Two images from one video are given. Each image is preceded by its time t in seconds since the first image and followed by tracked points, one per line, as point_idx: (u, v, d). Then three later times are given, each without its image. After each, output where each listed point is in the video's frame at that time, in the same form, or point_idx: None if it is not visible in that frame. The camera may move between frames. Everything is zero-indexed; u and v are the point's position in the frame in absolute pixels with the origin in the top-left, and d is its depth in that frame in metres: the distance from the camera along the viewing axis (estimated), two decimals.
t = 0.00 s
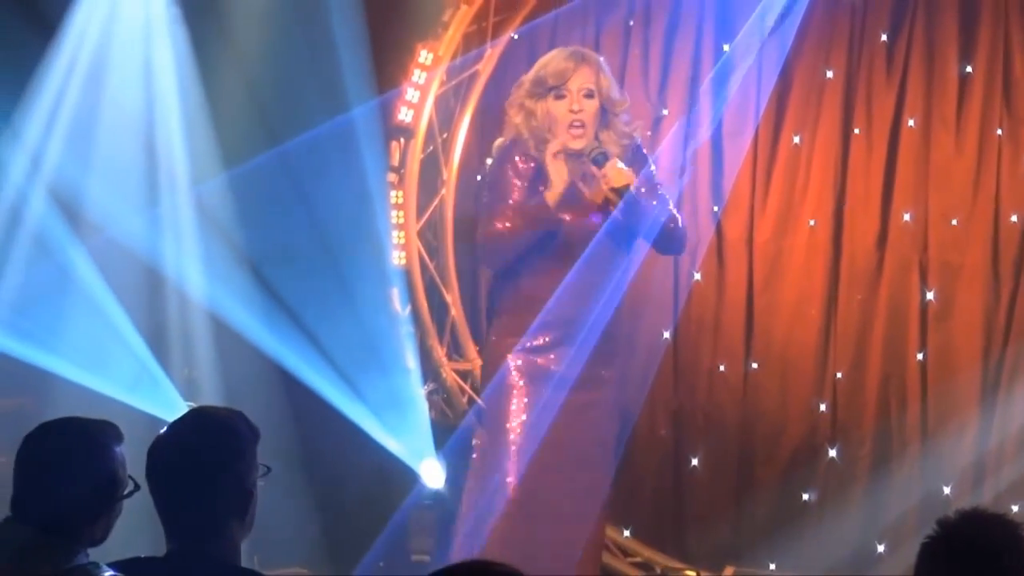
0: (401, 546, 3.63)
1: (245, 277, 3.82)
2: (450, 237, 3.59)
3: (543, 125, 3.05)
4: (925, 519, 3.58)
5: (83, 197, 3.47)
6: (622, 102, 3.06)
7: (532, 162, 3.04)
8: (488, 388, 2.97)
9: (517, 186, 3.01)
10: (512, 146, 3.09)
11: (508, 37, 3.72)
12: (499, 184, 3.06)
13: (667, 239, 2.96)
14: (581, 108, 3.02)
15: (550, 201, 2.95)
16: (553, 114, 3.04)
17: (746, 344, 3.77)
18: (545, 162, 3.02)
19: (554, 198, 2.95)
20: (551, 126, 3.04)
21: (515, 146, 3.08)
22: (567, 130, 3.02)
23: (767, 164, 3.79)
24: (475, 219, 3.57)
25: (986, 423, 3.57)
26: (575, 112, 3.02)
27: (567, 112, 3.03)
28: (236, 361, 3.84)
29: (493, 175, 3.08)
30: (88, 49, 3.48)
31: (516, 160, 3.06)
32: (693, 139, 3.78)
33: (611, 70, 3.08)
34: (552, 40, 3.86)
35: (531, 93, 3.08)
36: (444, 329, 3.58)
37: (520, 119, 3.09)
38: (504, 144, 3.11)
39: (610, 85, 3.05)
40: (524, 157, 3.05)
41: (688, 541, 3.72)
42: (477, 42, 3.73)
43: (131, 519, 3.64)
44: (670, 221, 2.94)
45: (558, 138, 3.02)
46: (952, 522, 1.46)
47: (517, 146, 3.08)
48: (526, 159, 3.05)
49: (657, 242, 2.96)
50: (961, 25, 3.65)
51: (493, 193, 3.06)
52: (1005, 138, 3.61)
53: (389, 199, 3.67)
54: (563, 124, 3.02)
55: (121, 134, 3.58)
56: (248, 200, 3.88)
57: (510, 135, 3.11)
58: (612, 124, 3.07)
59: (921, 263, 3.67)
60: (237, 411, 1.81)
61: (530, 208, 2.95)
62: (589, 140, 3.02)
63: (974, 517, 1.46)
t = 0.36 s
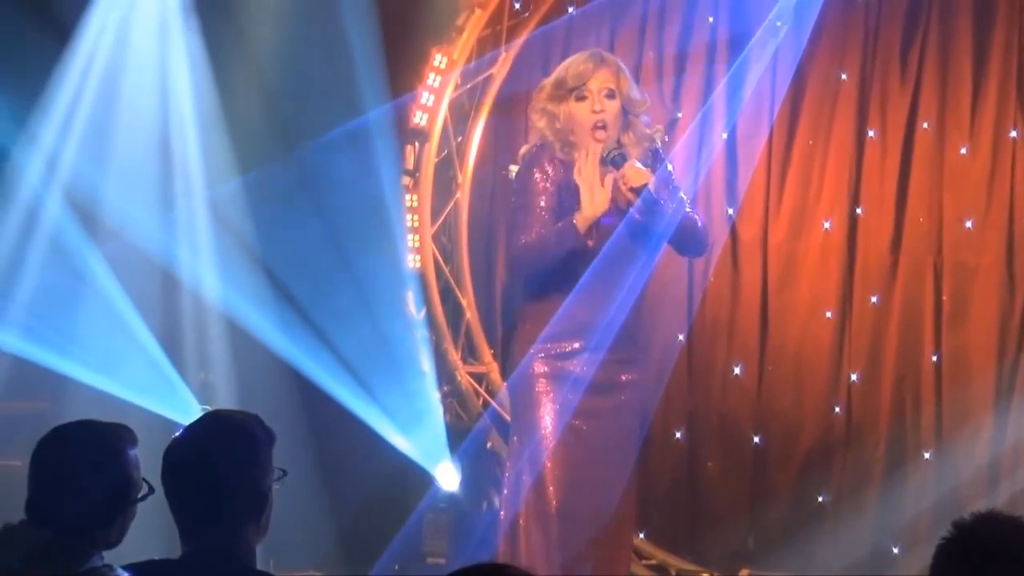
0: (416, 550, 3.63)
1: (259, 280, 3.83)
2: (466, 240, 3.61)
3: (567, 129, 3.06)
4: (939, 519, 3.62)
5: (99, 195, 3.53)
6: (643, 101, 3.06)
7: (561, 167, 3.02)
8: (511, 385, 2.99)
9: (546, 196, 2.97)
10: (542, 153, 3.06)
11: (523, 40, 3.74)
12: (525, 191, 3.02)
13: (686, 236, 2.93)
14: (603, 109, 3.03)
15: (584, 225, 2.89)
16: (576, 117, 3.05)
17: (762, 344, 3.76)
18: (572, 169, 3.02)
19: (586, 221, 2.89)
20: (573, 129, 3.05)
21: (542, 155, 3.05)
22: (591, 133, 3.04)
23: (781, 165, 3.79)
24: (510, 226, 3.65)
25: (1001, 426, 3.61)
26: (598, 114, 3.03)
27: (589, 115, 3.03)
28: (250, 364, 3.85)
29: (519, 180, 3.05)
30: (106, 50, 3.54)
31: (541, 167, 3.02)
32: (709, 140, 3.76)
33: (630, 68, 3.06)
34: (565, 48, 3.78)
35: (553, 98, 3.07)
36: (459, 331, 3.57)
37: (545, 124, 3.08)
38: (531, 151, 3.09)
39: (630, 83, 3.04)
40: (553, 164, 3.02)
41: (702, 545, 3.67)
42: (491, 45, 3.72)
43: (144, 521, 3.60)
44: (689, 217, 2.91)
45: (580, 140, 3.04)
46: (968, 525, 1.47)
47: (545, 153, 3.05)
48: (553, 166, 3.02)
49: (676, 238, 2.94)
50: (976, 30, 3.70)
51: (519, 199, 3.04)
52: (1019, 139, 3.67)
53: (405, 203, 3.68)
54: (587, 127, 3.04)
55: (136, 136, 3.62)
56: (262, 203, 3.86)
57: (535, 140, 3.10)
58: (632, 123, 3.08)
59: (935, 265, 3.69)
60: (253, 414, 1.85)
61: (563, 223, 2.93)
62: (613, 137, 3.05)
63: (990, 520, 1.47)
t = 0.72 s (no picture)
0: (427, 557, 3.61)
1: (269, 286, 3.84)
2: (475, 244, 3.62)
3: (580, 131, 3.06)
4: (950, 526, 3.56)
5: (111, 204, 3.51)
6: (654, 107, 3.12)
7: (576, 170, 2.98)
8: (517, 391, 2.99)
9: (563, 200, 2.91)
10: (553, 158, 2.99)
11: (533, 45, 3.75)
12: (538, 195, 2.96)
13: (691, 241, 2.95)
14: (619, 113, 3.04)
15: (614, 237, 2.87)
16: (590, 119, 3.05)
17: (772, 349, 3.77)
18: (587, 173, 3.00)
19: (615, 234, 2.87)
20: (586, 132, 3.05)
21: (555, 157, 2.99)
22: (604, 135, 3.04)
23: (791, 168, 3.80)
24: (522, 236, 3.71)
25: (1012, 430, 3.52)
26: (614, 117, 3.04)
27: (604, 118, 3.03)
28: (258, 369, 3.84)
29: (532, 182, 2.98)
30: (116, 54, 3.50)
31: (555, 169, 2.96)
32: (719, 143, 3.79)
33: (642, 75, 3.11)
34: (576, 49, 3.84)
35: (568, 101, 3.07)
36: (469, 337, 3.57)
37: (559, 126, 3.08)
38: (542, 154, 3.04)
39: (642, 89, 3.09)
40: (567, 165, 2.96)
41: (712, 548, 3.70)
42: (501, 51, 3.72)
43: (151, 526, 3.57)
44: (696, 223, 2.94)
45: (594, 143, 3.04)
46: (980, 528, 1.46)
47: (558, 155, 3.00)
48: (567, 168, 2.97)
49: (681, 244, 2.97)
50: (986, 31, 3.65)
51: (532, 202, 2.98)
52: None
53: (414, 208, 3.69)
54: (600, 129, 3.03)
55: (146, 142, 3.61)
56: (272, 209, 3.90)
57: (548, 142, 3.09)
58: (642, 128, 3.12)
59: (946, 269, 3.66)
60: (263, 419, 1.80)
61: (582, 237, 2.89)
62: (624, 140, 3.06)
63: (1003, 523, 1.46)
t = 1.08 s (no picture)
0: (431, 561, 3.60)
1: (273, 288, 3.83)
2: (479, 246, 3.66)
3: (594, 134, 3.02)
4: (954, 526, 3.58)
5: (115, 208, 3.51)
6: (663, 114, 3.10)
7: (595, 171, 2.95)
8: (525, 386, 2.96)
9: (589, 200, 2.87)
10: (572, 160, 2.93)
11: (536, 48, 3.79)
12: (551, 198, 2.93)
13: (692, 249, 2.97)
14: (633, 118, 3.01)
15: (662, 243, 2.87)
16: (602, 123, 3.02)
17: (776, 352, 3.77)
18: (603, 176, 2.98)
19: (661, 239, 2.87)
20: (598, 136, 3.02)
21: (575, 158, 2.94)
22: (616, 139, 3.01)
23: (795, 170, 3.79)
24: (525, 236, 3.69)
25: (1015, 433, 3.55)
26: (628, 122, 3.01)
27: (618, 123, 3.00)
28: (263, 373, 3.84)
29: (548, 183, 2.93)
30: (120, 57, 3.51)
31: (574, 172, 2.90)
32: (723, 145, 3.77)
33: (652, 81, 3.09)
34: (578, 54, 3.81)
35: (583, 104, 3.03)
36: (473, 339, 3.64)
37: (574, 130, 3.04)
38: (558, 156, 2.99)
39: (653, 95, 3.08)
40: (586, 168, 2.92)
41: (717, 550, 3.72)
42: (505, 53, 3.78)
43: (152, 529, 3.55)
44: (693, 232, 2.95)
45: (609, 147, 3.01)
46: (986, 531, 1.43)
47: (576, 156, 2.95)
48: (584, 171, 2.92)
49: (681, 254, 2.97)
50: (989, 33, 3.66)
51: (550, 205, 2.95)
52: None
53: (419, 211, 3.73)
54: (614, 133, 3.00)
55: (151, 145, 3.60)
56: (275, 211, 3.89)
57: (562, 144, 3.04)
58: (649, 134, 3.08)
59: (950, 271, 3.66)
60: (264, 422, 1.74)
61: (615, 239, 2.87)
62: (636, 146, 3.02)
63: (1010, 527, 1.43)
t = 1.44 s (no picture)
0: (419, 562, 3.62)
1: (262, 288, 3.82)
2: (469, 248, 3.65)
3: (601, 140, 2.94)
4: (943, 530, 3.55)
5: (105, 206, 3.51)
6: (661, 118, 3.05)
7: (607, 175, 2.86)
8: (511, 389, 2.87)
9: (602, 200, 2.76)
10: (587, 162, 2.84)
11: (527, 49, 3.72)
12: (540, 201, 2.91)
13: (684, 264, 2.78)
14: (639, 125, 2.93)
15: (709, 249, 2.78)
16: (607, 128, 2.93)
17: (766, 354, 3.79)
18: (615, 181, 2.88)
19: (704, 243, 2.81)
20: (603, 141, 2.94)
21: (590, 161, 2.85)
22: (622, 143, 2.94)
23: (786, 171, 3.80)
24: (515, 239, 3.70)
25: (1006, 434, 3.51)
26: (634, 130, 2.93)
27: (624, 129, 2.92)
28: (253, 374, 3.84)
29: (561, 185, 2.83)
30: (111, 53, 3.50)
31: (587, 176, 2.80)
32: (712, 149, 3.76)
33: (653, 86, 3.02)
34: (570, 54, 3.85)
35: (590, 109, 2.93)
36: (463, 341, 3.63)
37: (583, 135, 2.94)
38: (566, 160, 2.88)
39: (656, 101, 3.02)
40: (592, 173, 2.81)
41: (705, 550, 3.75)
42: (495, 55, 3.73)
43: (140, 532, 3.55)
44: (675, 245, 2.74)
45: (616, 153, 2.93)
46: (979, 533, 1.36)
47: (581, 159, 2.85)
48: (596, 174, 2.82)
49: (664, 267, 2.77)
50: (981, 33, 3.62)
51: (559, 212, 2.85)
52: None
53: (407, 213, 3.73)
54: (621, 139, 2.92)
55: (139, 146, 3.61)
56: (265, 211, 3.87)
57: (569, 148, 2.94)
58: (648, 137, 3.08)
59: (940, 274, 3.64)
60: (252, 423, 1.82)
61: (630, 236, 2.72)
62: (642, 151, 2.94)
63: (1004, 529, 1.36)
